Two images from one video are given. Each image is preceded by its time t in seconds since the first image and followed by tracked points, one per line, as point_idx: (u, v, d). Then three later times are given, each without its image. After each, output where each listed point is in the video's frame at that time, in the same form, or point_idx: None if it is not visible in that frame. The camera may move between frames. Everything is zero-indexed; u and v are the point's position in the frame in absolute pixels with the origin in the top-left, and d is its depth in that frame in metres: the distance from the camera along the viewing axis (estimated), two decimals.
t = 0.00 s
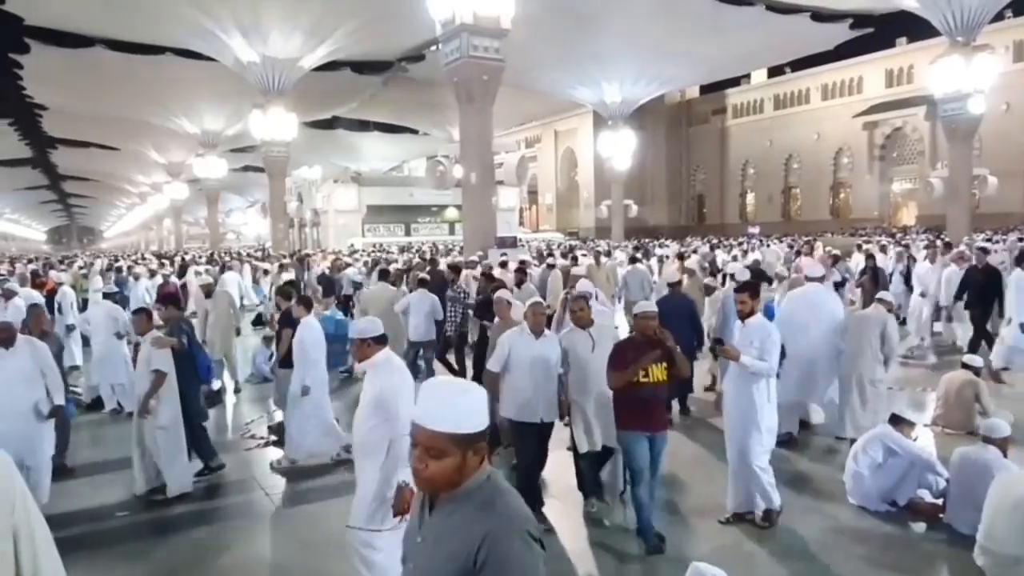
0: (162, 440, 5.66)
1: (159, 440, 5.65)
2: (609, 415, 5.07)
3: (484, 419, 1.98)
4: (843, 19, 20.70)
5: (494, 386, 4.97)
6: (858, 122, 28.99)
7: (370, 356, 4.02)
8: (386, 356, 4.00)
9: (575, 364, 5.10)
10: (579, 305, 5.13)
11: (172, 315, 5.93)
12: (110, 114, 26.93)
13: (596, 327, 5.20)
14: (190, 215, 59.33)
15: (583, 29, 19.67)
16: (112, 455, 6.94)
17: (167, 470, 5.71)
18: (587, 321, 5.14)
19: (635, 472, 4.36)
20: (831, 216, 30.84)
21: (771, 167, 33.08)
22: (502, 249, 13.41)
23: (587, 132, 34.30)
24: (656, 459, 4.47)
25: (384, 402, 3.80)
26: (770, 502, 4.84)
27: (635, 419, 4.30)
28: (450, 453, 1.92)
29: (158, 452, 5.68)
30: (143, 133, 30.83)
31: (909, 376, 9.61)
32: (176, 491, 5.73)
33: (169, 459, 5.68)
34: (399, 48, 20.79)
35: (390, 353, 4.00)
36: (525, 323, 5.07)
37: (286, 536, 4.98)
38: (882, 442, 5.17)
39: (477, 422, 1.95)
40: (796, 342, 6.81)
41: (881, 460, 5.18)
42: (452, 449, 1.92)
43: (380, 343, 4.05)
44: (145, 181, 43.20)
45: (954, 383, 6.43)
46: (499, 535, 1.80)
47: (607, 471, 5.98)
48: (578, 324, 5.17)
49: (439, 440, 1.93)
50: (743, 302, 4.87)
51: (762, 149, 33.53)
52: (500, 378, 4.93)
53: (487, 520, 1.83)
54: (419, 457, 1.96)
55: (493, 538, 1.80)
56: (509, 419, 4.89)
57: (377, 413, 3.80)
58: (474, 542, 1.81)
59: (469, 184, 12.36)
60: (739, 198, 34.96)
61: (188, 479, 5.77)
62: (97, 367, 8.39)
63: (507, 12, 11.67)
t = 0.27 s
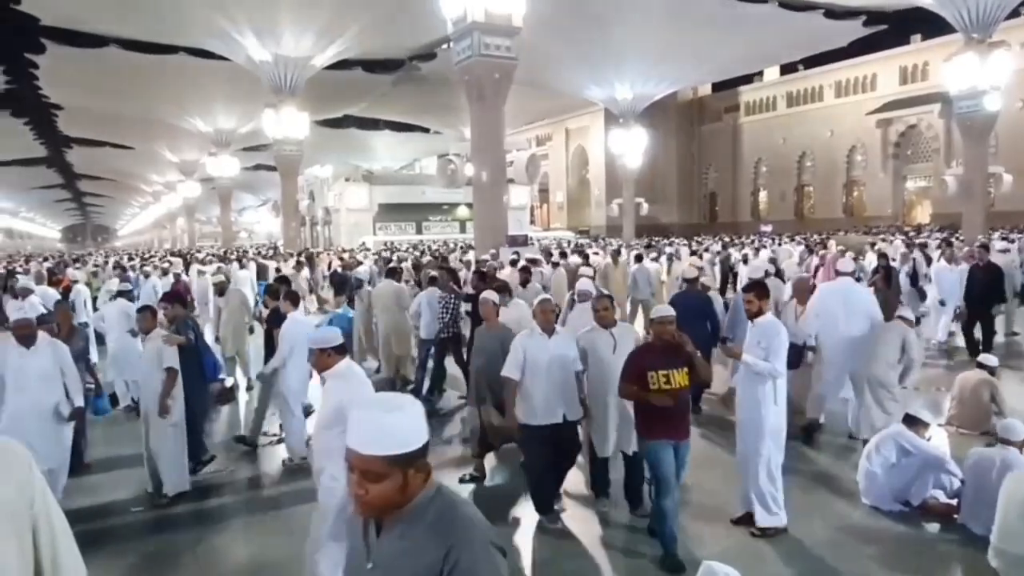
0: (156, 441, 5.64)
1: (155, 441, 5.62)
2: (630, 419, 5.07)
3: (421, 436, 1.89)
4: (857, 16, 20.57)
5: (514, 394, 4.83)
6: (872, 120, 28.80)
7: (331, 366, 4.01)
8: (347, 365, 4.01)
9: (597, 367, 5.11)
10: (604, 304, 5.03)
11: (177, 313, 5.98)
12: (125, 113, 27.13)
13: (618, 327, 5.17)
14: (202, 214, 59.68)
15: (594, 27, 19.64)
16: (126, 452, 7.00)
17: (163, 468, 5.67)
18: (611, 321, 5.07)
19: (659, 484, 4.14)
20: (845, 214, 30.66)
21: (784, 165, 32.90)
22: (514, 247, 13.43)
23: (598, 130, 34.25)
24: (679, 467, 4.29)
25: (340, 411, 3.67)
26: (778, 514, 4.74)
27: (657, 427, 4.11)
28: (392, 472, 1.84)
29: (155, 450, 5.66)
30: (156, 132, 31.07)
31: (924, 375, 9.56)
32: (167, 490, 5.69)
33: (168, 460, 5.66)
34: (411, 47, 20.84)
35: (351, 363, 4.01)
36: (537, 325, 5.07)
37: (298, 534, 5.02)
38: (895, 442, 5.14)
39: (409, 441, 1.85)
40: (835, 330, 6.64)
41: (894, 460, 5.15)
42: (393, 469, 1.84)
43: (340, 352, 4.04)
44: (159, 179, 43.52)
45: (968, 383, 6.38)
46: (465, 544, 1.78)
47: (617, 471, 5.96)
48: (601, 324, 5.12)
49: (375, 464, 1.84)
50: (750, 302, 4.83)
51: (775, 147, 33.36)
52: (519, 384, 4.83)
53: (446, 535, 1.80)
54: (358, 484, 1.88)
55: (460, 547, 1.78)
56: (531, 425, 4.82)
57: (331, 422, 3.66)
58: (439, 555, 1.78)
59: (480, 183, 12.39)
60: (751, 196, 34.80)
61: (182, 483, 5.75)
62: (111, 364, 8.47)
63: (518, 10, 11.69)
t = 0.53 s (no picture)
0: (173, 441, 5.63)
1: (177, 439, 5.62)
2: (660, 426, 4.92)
3: (344, 449, 1.90)
4: (883, 13, 20.31)
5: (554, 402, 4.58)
6: (899, 118, 28.40)
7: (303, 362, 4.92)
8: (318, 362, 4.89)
9: (632, 370, 5.02)
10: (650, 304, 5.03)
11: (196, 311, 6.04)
12: (151, 115, 27.53)
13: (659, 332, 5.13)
14: (227, 214, 60.38)
15: (617, 26, 19.57)
16: (150, 449, 7.10)
17: (181, 468, 5.66)
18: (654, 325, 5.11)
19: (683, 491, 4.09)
20: (871, 214, 30.26)
21: (809, 165, 32.53)
22: (535, 247, 13.43)
23: (620, 130, 34.13)
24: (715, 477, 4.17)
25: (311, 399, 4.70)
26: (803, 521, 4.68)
27: (690, 436, 4.05)
28: (321, 486, 1.86)
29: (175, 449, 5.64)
30: (182, 134, 31.55)
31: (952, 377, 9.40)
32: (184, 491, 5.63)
33: (186, 460, 5.65)
34: (433, 48, 20.97)
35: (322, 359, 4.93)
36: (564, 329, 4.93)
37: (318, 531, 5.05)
38: (922, 445, 5.07)
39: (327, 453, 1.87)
40: (872, 331, 6.63)
41: (921, 463, 5.07)
42: (322, 482, 1.86)
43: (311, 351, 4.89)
44: (185, 180, 44.14)
45: (999, 387, 6.27)
46: (409, 553, 1.77)
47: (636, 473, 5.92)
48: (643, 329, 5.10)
49: (302, 479, 1.86)
50: (772, 305, 4.82)
51: (799, 147, 33.00)
52: (555, 388, 4.63)
53: (391, 546, 1.78)
54: (288, 499, 1.89)
55: (404, 557, 1.77)
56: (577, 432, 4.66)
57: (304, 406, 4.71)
58: (382, 565, 1.77)
59: (501, 183, 12.41)
60: (775, 196, 34.45)
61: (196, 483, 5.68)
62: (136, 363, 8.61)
63: (540, 11, 11.69)
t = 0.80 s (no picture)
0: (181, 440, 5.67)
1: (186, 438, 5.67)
2: (683, 432, 4.82)
3: (274, 466, 1.66)
4: (898, 11, 20.16)
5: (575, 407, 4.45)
6: (914, 117, 28.17)
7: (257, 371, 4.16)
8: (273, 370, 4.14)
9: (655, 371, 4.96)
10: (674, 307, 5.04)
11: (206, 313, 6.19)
12: (165, 115, 27.74)
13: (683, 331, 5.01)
14: (240, 213, 60.76)
15: (629, 25, 19.53)
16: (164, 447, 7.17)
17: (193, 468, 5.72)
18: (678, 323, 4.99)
19: (697, 500, 4.02)
20: (885, 214, 30.05)
21: (823, 164, 32.31)
22: (546, 247, 13.42)
23: (631, 129, 34.06)
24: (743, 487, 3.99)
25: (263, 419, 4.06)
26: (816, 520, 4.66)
27: (709, 444, 3.96)
28: (253, 510, 1.63)
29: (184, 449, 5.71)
30: (196, 134, 31.78)
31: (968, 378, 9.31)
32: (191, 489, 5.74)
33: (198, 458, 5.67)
34: (444, 48, 21.02)
35: (277, 366, 4.12)
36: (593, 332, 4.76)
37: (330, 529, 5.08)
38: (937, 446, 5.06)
39: (254, 476, 1.63)
40: (891, 334, 6.60)
41: (936, 464, 5.05)
42: (253, 508, 1.63)
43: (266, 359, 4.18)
44: (199, 180, 44.45)
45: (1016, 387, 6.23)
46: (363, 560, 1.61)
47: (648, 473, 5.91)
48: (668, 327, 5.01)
49: (230, 508, 1.62)
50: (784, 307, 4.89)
51: (813, 145, 32.78)
52: (579, 391, 4.49)
53: (345, 557, 1.62)
54: (217, 532, 1.65)
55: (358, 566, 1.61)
56: (593, 440, 4.54)
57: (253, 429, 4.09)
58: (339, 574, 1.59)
59: (513, 182, 12.42)
60: (788, 196, 34.25)
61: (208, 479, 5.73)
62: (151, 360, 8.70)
63: (552, 10, 11.68)
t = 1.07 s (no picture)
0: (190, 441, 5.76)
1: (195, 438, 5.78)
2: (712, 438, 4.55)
3: (215, 509, 1.77)
4: (915, 6, 19.96)
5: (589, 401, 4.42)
6: (931, 114, 27.88)
7: (215, 369, 4.02)
8: (232, 367, 4.03)
9: (680, 376, 4.60)
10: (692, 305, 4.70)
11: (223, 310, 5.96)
12: (180, 115, 27.91)
13: (707, 334, 4.69)
14: (254, 213, 61.15)
15: (642, 22, 19.45)
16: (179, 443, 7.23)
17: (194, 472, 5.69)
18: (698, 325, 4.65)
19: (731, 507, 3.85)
20: (901, 211, 29.77)
21: (838, 162, 32.05)
22: (558, 245, 13.39)
23: (644, 127, 33.93)
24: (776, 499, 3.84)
25: (225, 416, 3.95)
26: (831, 521, 4.60)
27: (745, 452, 3.75)
28: (184, 561, 1.69)
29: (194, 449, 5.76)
30: (210, 134, 31.96)
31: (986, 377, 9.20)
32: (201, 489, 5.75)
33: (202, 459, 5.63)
34: (457, 46, 21.01)
35: (234, 359, 4.03)
36: (626, 330, 4.61)
37: (342, 525, 5.11)
38: (954, 447, 5.02)
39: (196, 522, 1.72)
40: (902, 329, 6.59)
41: (952, 464, 5.00)
42: (184, 560, 1.69)
43: (223, 354, 4.05)
44: (213, 180, 44.71)
45: None
46: None
47: (662, 474, 5.88)
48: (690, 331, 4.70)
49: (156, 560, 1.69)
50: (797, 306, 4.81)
51: (828, 143, 32.52)
52: (598, 387, 4.44)
53: None
54: None
55: None
56: (605, 436, 4.38)
57: (215, 425, 3.96)
58: None
59: (525, 180, 12.41)
60: (803, 194, 33.98)
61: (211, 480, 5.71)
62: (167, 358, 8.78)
63: (565, 8, 11.64)
